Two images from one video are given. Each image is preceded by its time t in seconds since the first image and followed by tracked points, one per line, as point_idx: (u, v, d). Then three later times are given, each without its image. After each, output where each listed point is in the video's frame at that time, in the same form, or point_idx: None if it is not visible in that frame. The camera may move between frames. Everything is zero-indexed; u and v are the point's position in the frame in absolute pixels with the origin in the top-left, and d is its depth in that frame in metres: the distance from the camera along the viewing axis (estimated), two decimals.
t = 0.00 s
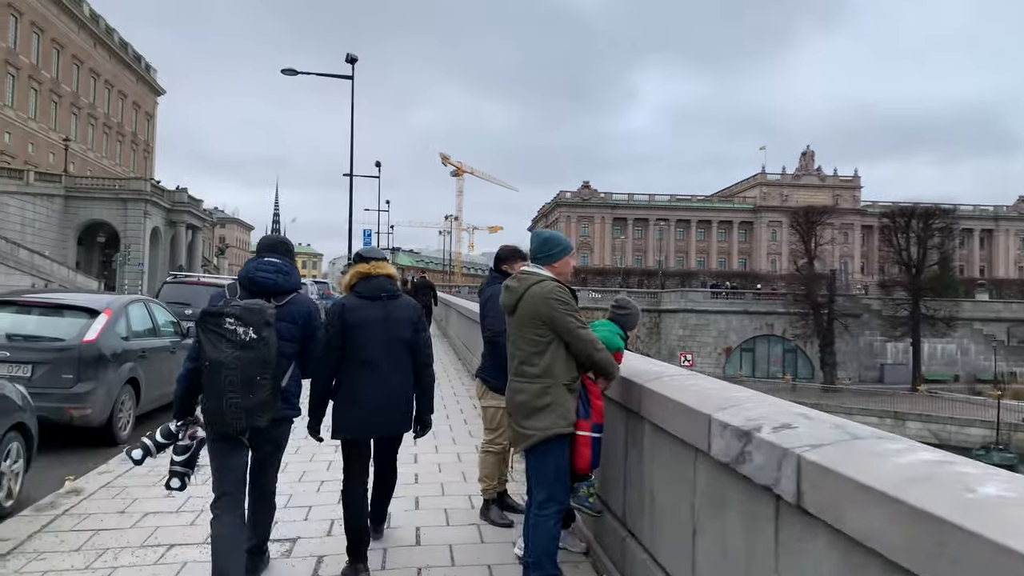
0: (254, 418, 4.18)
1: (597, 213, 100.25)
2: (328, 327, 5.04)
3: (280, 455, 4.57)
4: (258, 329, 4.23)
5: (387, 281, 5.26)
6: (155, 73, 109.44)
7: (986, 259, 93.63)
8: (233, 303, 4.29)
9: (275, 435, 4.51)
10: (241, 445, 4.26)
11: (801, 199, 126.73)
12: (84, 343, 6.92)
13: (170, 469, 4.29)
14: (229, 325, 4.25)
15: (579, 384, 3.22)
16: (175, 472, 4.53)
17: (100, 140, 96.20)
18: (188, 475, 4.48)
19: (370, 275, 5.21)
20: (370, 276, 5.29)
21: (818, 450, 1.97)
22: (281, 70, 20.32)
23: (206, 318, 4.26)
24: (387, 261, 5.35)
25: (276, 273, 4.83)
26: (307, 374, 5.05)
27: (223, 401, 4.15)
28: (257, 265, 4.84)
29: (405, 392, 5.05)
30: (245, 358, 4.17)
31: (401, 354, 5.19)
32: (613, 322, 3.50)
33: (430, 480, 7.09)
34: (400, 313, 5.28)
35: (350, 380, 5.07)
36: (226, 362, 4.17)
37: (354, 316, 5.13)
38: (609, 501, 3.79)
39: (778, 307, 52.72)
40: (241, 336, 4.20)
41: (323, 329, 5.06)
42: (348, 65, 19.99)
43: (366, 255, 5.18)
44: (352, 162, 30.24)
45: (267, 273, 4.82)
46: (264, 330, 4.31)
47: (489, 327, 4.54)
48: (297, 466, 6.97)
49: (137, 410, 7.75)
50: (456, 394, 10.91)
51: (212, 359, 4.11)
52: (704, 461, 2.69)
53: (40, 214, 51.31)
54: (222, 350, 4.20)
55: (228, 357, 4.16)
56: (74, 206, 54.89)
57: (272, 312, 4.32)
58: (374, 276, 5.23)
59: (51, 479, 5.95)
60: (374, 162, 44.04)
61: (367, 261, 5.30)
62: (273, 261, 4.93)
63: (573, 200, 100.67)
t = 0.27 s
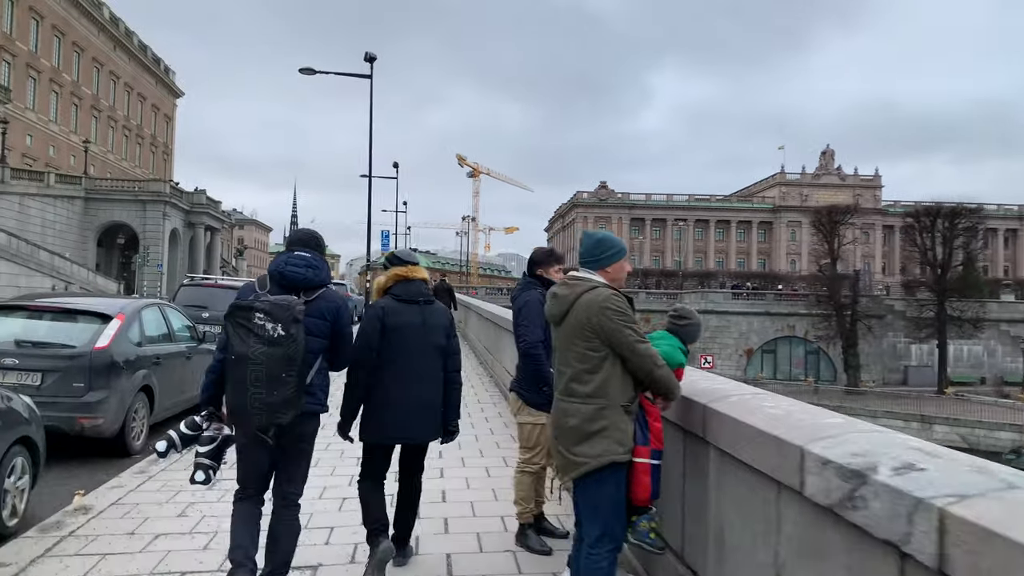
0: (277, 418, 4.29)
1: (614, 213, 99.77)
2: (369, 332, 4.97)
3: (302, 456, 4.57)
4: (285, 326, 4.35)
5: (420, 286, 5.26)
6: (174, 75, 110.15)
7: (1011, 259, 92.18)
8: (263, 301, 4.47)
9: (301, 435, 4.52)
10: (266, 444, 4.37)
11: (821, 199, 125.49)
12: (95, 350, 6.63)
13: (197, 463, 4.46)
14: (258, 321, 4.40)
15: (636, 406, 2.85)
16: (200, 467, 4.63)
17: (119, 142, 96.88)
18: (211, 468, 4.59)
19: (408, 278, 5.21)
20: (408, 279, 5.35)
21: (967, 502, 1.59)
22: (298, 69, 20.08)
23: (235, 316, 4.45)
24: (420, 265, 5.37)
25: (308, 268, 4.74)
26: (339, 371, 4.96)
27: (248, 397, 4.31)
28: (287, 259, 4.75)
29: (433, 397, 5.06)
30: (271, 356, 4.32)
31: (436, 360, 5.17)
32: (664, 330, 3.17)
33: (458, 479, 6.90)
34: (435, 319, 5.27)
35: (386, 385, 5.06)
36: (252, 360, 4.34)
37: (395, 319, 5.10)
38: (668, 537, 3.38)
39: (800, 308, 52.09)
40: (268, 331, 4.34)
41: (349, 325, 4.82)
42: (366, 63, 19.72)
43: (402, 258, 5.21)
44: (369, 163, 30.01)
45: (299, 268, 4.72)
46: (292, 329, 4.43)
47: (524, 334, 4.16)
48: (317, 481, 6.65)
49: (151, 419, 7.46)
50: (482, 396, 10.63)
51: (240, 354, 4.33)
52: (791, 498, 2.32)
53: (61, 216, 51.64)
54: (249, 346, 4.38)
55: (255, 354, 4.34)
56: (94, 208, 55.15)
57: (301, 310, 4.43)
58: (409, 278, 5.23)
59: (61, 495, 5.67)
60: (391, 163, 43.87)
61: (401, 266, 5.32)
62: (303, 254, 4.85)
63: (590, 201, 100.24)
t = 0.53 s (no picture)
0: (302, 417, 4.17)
1: (632, 212, 99.15)
2: (406, 331, 4.68)
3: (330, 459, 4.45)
4: (309, 326, 4.21)
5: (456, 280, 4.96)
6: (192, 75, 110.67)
7: None
8: (287, 299, 4.32)
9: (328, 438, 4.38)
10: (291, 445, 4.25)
11: (842, 196, 124.08)
12: (104, 348, 6.27)
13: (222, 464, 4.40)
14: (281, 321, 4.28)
15: (718, 414, 2.42)
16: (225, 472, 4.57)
17: (138, 141, 97.47)
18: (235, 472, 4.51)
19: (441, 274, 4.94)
20: (444, 274, 5.08)
21: None
22: (317, 63, 19.76)
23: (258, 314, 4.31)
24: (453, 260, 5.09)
25: (333, 267, 4.60)
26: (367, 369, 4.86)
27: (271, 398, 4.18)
28: (312, 261, 4.62)
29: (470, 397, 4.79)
30: (294, 356, 4.18)
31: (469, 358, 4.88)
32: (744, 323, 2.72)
33: (490, 485, 6.53)
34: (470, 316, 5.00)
35: (423, 385, 4.78)
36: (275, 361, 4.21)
37: (436, 317, 4.81)
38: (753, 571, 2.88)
39: (823, 307, 51.33)
40: (292, 331, 4.20)
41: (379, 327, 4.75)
42: (386, 56, 19.36)
43: (433, 252, 4.97)
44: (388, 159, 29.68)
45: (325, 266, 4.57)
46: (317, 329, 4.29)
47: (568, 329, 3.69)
48: (338, 491, 6.24)
49: (163, 421, 7.09)
50: (510, 396, 10.22)
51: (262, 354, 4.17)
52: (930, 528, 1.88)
53: (80, 214, 51.86)
54: (273, 345, 4.24)
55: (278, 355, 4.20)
56: (113, 206, 55.33)
57: (325, 309, 4.29)
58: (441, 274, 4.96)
59: (65, 504, 5.30)
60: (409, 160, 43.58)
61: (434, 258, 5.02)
62: (327, 254, 4.68)
63: (608, 199, 99.61)
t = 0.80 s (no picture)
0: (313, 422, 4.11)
1: (648, 212, 98.60)
2: (420, 338, 4.51)
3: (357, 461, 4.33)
4: (311, 326, 4.18)
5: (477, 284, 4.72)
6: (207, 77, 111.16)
7: None
8: (291, 301, 4.34)
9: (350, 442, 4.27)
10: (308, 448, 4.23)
11: (860, 196, 123.09)
12: (109, 355, 5.94)
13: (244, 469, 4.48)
14: (285, 323, 4.26)
15: (813, 449, 2.02)
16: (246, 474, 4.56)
17: (154, 143, 98.01)
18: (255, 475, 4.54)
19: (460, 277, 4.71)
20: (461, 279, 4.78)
21: None
22: (331, 61, 19.45)
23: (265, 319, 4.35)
24: (471, 262, 4.83)
25: (339, 264, 4.46)
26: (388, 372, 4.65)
27: (281, 402, 4.19)
28: (322, 259, 4.53)
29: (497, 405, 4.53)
30: (299, 359, 4.15)
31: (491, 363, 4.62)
32: (832, 333, 2.33)
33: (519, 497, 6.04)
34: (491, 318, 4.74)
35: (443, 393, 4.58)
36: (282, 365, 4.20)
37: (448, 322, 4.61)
38: None
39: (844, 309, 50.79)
40: (295, 334, 4.19)
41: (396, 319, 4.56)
42: (401, 54, 19.03)
43: (449, 256, 4.68)
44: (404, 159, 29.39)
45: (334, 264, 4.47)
46: (325, 330, 4.25)
47: (612, 339, 3.28)
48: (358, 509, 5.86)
49: (172, 431, 6.77)
50: (533, 404, 9.79)
51: (264, 361, 4.18)
52: None
53: (96, 216, 52.06)
54: (279, 349, 4.24)
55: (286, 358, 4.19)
56: (128, 207, 55.48)
57: (329, 309, 4.24)
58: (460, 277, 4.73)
59: (67, 522, 4.98)
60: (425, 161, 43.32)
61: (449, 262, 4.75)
62: (340, 252, 4.56)
63: (623, 199, 99.17)
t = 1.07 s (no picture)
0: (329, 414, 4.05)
1: (663, 210, 97.93)
2: (436, 327, 4.76)
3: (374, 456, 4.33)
4: (324, 319, 4.12)
5: (497, 277, 4.82)
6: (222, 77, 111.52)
7: None
8: (303, 294, 4.29)
9: (369, 436, 4.27)
10: (323, 443, 4.16)
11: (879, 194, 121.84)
12: (111, 355, 5.61)
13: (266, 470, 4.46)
14: (298, 317, 4.21)
15: (934, 474, 1.64)
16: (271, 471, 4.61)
17: (169, 143, 98.40)
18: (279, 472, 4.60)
19: (480, 268, 4.84)
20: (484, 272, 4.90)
21: None
22: (346, 55, 19.17)
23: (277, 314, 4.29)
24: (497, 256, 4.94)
25: (352, 252, 4.43)
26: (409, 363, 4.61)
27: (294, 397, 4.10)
28: (336, 248, 4.47)
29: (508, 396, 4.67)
30: (312, 352, 4.08)
31: (506, 357, 4.69)
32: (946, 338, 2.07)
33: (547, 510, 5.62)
34: (509, 310, 4.81)
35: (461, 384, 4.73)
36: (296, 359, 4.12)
37: (461, 314, 4.76)
38: None
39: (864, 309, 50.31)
40: (309, 326, 4.13)
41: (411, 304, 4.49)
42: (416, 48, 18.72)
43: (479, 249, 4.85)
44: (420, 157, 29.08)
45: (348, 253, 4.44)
46: (338, 321, 4.18)
47: (660, 338, 2.90)
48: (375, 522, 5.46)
49: (180, 434, 6.47)
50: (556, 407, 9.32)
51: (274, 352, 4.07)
52: None
53: (113, 215, 52.17)
54: (292, 343, 4.17)
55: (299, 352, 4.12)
56: (144, 206, 55.61)
57: (343, 300, 4.20)
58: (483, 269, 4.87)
59: (64, 534, 4.67)
60: (441, 158, 43.04)
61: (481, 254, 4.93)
62: (353, 242, 4.51)
63: (639, 198, 98.60)
